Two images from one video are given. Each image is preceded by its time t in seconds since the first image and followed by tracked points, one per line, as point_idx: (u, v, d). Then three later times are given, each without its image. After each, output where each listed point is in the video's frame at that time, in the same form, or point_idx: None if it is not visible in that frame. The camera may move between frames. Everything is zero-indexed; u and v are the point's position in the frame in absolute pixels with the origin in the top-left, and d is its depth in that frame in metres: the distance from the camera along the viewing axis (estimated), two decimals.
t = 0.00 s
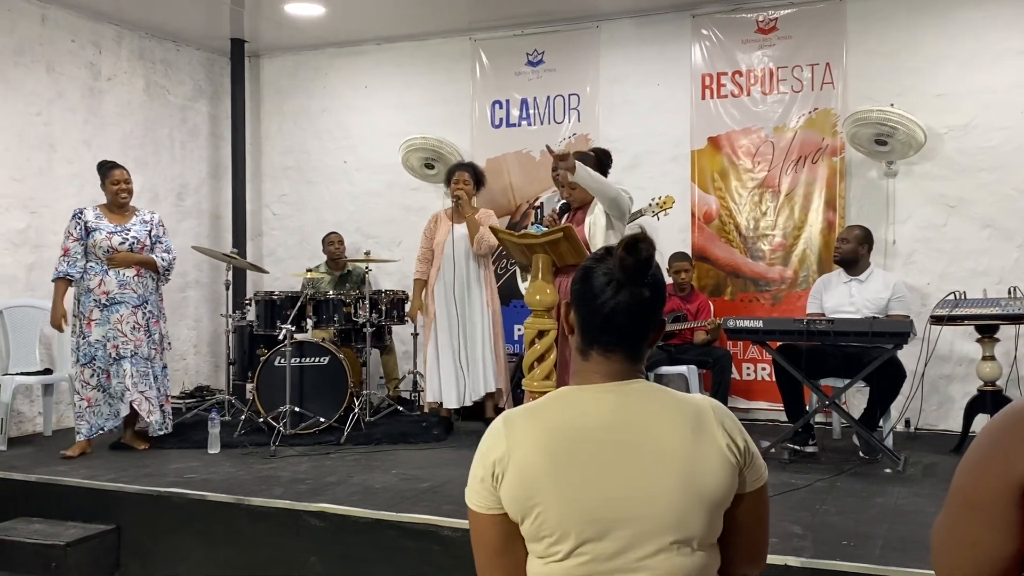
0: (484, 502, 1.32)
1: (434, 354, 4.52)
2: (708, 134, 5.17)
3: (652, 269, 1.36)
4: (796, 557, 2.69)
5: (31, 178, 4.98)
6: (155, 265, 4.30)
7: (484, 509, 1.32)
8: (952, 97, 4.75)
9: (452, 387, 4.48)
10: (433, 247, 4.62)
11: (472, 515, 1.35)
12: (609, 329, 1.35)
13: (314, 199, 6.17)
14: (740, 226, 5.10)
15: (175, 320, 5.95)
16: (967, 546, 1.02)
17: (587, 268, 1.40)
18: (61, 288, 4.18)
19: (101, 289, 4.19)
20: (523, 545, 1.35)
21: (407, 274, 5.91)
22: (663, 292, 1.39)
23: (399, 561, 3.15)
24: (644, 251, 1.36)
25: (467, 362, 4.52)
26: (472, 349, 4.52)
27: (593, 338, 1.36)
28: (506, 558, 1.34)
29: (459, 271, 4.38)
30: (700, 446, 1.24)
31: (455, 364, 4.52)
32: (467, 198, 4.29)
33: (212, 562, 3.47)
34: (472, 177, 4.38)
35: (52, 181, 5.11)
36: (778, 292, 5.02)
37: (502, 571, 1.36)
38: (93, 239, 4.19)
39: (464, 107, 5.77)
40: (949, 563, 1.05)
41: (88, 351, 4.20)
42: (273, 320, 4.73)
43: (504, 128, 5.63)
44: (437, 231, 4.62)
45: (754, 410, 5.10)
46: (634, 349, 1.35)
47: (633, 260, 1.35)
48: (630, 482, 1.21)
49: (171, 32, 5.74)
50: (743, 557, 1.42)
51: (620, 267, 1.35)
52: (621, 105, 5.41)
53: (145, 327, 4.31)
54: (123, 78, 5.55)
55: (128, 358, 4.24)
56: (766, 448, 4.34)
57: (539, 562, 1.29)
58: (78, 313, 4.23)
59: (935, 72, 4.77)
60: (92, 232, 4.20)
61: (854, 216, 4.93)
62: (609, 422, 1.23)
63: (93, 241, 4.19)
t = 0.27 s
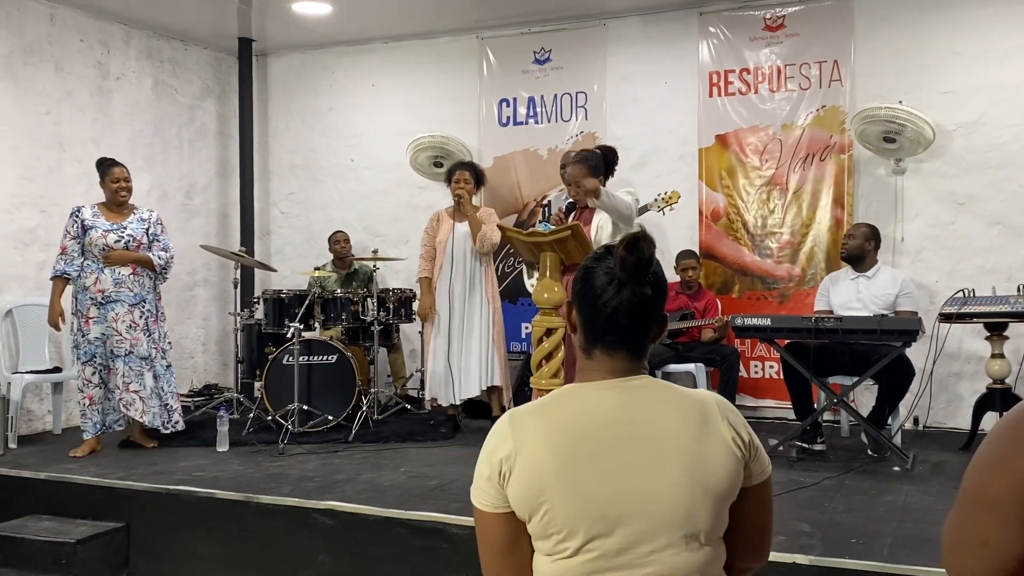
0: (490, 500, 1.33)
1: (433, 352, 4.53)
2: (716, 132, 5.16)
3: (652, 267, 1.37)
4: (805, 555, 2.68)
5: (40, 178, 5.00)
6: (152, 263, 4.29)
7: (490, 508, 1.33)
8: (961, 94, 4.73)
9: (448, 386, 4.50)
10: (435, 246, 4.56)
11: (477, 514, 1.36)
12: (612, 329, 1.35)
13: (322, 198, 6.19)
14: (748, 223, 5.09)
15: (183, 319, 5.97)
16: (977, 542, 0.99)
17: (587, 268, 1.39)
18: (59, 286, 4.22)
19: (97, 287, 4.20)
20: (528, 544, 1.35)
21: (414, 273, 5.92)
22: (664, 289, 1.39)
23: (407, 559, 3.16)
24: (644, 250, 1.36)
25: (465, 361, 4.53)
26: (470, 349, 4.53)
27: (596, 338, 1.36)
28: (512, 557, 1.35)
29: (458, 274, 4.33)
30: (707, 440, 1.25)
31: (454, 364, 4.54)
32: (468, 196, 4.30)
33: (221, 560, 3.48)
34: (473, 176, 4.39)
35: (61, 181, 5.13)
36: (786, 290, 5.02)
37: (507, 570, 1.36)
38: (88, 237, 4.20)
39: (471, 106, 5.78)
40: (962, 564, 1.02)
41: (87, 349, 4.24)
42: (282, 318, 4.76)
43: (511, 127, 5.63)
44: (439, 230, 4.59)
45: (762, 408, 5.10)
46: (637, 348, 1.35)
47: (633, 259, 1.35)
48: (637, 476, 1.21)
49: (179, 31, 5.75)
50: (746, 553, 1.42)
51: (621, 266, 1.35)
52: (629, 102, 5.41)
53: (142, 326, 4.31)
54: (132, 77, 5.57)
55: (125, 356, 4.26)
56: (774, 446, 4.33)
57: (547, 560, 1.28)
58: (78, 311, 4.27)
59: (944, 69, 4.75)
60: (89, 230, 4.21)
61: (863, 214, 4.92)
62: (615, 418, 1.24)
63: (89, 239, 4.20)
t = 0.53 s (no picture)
0: (475, 492, 1.33)
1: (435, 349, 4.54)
2: (721, 129, 5.15)
3: (633, 262, 1.35)
4: (811, 553, 2.66)
5: (47, 177, 5.01)
6: (145, 261, 4.30)
7: (475, 499, 1.33)
8: (967, 91, 4.72)
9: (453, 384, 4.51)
10: (438, 244, 4.54)
11: (461, 507, 1.36)
12: (595, 326, 1.34)
13: (328, 197, 6.19)
14: (754, 221, 5.09)
15: (189, 317, 5.98)
16: (985, 541, 0.98)
17: (568, 266, 1.39)
18: (53, 285, 4.25)
19: (91, 286, 4.23)
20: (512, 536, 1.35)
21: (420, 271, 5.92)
22: (646, 283, 1.38)
23: (414, 557, 3.17)
24: (624, 247, 1.34)
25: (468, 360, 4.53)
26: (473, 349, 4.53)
27: (581, 335, 1.36)
28: (496, 549, 1.35)
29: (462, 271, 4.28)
30: (691, 437, 1.25)
31: (455, 361, 4.54)
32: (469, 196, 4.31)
33: (228, 558, 3.49)
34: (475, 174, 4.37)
35: (68, 179, 5.14)
36: (792, 288, 5.01)
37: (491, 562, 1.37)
38: (81, 237, 4.22)
39: (476, 104, 5.78)
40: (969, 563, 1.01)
41: (81, 348, 4.27)
42: (288, 317, 4.75)
43: (517, 125, 5.63)
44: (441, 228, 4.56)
45: (767, 406, 5.10)
46: (622, 343, 1.35)
47: (613, 256, 1.33)
48: (622, 471, 1.22)
49: (184, 30, 5.76)
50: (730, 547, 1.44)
51: (602, 263, 1.34)
52: (634, 100, 5.41)
53: (136, 325, 4.31)
54: (137, 76, 5.58)
55: (119, 355, 4.27)
56: (780, 444, 4.32)
57: (530, 552, 1.28)
58: (73, 310, 4.30)
59: (950, 66, 4.74)
60: (82, 229, 4.22)
61: (868, 211, 4.91)
62: (600, 413, 1.24)
63: (81, 238, 4.22)
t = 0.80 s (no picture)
0: (453, 484, 1.34)
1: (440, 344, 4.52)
2: (726, 127, 5.15)
3: (603, 258, 1.36)
4: (816, 550, 2.63)
5: (52, 175, 5.02)
6: (143, 260, 4.32)
7: (452, 491, 1.34)
8: (972, 88, 4.71)
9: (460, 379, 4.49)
10: (444, 242, 4.57)
11: (439, 499, 1.37)
12: (570, 322, 1.35)
13: (332, 195, 6.20)
14: (758, 218, 5.08)
15: (194, 316, 5.99)
16: (990, 539, 0.99)
17: (541, 265, 1.40)
18: (48, 286, 4.20)
19: (90, 287, 4.22)
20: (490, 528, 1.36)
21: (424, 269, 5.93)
22: (619, 278, 1.39)
23: (419, 554, 3.17)
24: (591, 243, 1.36)
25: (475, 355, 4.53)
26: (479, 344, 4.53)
27: (558, 333, 1.36)
28: (473, 540, 1.37)
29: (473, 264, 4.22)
30: (665, 434, 1.25)
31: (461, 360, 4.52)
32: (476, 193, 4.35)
33: (233, 555, 3.50)
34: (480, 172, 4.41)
35: (73, 177, 5.15)
36: (796, 285, 5.01)
37: (469, 554, 1.38)
38: (80, 236, 4.20)
39: (480, 102, 5.78)
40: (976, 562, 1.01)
41: (80, 348, 4.27)
42: (292, 315, 4.77)
43: (521, 122, 5.63)
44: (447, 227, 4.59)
45: (772, 403, 5.09)
46: (599, 339, 1.35)
47: (581, 252, 1.35)
48: (595, 465, 1.22)
49: (188, 28, 5.77)
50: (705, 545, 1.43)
51: (572, 261, 1.35)
52: (638, 98, 5.40)
53: (134, 324, 4.33)
54: (142, 74, 5.59)
55: (118, 355, 4.28)
56: (784, 441, 4.32)
57: (505, 545, 1.29)
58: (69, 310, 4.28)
59: (955, 63, 4.73)
60: (79, 228, 4.20)
61: (873, 208, 4.91)
62: (575, 407, 1.25)
63: (80, 238, 4.20)
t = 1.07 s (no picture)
0: (430, 476, 1.34)
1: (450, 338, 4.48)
2: (729, 124, 5.14)
3: (577, 254, 1.35)
4: (818, 547, 2.61)
5: (55, 173, 5.03)
6: (148, 256, 4.35)
7: (430, 483, 1.35)
8: (976, 85, 4.70)
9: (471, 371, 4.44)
10: (455, 240, 4.58)
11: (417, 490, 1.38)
12: (547, 320, 1.34)
13: (335, 192, 6.20)
14: (761, 215, 5.08)
15: (197, 313, 6.00)
16: (994, 536, 0.99)
17: (517, 263, 1.39)
18: (53, 283, 4.17)
19: (96, 284, 4.21)
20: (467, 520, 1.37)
21: (427, 266, 5.93)
22: (594, 273, 1.37)
23: (421, 552, 3.17)
24: (564, 239, 1.34)
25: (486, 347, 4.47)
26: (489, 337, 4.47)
27: (536, 332, 1.35)
28: (450, 531, 1.38)
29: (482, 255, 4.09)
30: (638, 435, 1.24)
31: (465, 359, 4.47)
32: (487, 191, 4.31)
33: (236, 552, 3.50)
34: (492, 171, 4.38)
35: (76, 175, 5.15)
36: (800, 282, 5.00)
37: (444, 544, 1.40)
38: (86, 234, 4.18)
39: (483, 99, 5.78)
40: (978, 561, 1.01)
41: (81, 347, 4.22)
42: (295, 312, 4.84)
43: (524, 120, 5.62)
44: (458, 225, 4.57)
45: (775, 401, 5.09)
46: (577, 337, 1.35)
47: (553, 249, 1.34)
48: (567, 465, 1.22)
49: (191, 26, 5.77)
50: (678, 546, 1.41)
51: (546, 258, 1.34)
52: (641, 95, 5.39)
53: (137, 320, 4.34)
54: (144, 72, 5.59)
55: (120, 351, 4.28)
56: (787, 439, 4.31)
57: (477, 539, 1.29)
58: (71, 307, 4.25)
59: (959, 59, 4.72)
60: (85, 226, 4.19)
61: (877, 205, 4.90)
62: (547, 406, 1.24)
63: (86, 235, 4.19)
